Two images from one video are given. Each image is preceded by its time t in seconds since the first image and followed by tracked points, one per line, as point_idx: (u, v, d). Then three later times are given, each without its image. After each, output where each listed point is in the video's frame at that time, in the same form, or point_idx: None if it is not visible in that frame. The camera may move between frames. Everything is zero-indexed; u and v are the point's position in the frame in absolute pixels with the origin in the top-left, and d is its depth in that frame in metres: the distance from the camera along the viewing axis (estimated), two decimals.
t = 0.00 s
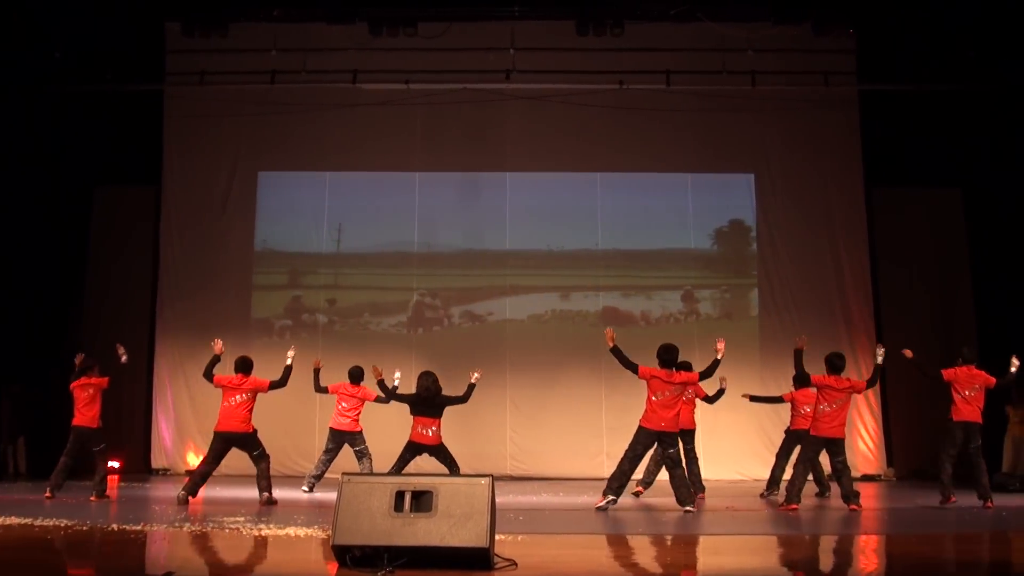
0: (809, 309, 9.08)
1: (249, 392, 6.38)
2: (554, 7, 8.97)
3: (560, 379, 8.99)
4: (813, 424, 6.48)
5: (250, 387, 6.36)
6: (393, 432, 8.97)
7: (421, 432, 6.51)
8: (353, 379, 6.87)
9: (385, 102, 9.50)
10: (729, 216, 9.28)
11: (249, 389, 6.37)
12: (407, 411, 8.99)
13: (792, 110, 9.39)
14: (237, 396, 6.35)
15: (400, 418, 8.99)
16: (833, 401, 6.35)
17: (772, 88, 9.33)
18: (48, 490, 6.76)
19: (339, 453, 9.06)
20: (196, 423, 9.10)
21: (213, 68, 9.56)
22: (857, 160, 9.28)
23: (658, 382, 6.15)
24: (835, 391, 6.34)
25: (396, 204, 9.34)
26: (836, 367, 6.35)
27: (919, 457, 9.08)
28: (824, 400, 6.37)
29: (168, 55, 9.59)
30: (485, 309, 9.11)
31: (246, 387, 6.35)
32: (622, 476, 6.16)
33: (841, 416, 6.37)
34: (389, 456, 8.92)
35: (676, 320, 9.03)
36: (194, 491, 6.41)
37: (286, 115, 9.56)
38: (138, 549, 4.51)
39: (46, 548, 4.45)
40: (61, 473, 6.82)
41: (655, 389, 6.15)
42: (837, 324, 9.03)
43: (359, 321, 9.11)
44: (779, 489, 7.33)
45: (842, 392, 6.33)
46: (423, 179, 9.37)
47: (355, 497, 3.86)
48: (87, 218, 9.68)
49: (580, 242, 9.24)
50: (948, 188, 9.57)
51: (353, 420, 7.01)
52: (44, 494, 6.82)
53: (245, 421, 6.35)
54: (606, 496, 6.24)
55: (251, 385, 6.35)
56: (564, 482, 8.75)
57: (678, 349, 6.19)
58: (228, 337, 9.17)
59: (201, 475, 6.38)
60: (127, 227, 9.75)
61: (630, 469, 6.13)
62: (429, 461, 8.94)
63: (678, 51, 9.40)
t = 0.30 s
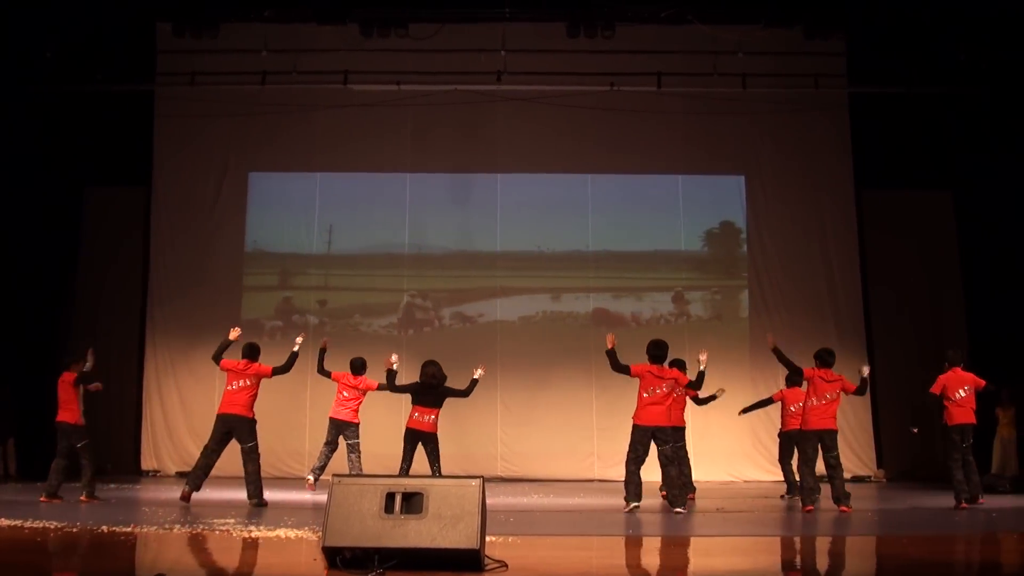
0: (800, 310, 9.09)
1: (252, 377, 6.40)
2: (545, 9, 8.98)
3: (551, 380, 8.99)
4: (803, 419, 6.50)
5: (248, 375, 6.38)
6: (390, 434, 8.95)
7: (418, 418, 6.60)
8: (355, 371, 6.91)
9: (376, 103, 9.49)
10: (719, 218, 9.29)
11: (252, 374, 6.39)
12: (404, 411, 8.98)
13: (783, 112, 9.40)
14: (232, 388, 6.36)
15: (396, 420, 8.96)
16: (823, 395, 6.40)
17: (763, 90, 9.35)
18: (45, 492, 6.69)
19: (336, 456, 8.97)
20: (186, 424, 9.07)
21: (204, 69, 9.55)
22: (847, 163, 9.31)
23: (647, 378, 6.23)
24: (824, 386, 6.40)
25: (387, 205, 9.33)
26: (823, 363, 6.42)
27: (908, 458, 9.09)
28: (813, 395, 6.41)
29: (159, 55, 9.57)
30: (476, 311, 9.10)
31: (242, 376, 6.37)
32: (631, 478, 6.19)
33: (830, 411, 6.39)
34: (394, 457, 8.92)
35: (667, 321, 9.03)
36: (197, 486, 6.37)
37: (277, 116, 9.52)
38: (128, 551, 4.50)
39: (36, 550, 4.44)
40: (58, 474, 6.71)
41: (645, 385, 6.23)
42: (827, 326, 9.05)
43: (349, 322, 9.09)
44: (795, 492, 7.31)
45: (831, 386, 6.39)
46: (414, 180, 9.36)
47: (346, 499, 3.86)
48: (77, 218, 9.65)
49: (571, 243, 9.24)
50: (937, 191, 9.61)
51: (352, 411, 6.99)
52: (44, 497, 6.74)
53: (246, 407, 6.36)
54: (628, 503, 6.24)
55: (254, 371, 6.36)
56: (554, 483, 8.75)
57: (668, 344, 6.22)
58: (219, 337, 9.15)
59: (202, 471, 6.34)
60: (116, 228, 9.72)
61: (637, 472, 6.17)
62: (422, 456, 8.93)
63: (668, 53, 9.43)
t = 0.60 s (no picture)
0: (792, 309, 9.10)
1: (232, 380, 6.45)
2: (538, 8, 8.96)
3: (542, 379, 8.99)
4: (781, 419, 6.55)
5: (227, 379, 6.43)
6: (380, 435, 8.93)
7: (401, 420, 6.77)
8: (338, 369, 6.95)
9: (369, 102, 9.47)
10: (712, 217, 9.31)
11: (231, 377, 6.44)
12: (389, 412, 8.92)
13: (776, 112, 9.41)
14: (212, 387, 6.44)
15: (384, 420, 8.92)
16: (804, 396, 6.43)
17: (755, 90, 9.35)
18: (38, 491, 6.67)
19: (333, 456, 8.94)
20: (180, 423, 9.06)
21: (197, 67, 9.50)
22: (839, 162, 9.32)
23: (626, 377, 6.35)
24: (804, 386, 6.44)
25: (380, 204, 9.32)
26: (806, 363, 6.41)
27: (900, 458, 9.12)
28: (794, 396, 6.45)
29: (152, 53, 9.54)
30: (469, 309, 9.10)
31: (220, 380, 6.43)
32: (630, 481, 6.24)
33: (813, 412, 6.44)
34: (387, 456, 8.91)
35: (659, 320, 9.06)
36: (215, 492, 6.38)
37: (270, 115, 9.51)
38: (121, 549, 4.51)
39: (28, 548, 4.44)
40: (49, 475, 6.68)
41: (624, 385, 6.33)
42: (819, 326, 9.06)
43: (342, 320, 9.09)
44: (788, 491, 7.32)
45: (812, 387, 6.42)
46: (407, 179, 9.35)
47: (338, 499, 3.86)
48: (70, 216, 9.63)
49: (564, 242, 9.25)
50: (930, 191, 9.60)
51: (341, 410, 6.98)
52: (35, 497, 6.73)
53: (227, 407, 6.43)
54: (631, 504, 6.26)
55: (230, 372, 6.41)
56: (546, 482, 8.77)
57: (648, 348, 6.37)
58: (211, 336, 9.13)
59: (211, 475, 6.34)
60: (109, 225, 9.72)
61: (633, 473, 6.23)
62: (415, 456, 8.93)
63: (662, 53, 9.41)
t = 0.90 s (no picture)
0: (784, 308, 9.12)
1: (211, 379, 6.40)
2: (531, 7, 8.93)
3: (534, 377, 9.00)
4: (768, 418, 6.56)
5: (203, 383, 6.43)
6: (371, 434, 8.92)
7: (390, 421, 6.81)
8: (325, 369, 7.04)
9: (361, 100, 9.45)
10: (704, 216, 9.32)
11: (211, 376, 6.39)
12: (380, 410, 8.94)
13: (767, 112, 9.43)
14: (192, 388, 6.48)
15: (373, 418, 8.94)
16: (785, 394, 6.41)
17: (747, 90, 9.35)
18: (28, 490, 6.65)
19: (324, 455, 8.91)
20: (171, 421, 9.04)
21: (189, 64, 9.46)
22: (831, 162, 9.34)
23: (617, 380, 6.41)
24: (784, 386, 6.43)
25: (372, 202, 9.30)
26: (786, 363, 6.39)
27: (891, 457, 9.15)
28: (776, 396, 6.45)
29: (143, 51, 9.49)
30: (461, 308, 9.09)
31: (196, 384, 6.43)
32: (617, 481, 6.28)
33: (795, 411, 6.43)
34: (377, 455, 8.90)
35: (651, 319, 9.07)
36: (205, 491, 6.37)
37: (262, 113, 9.49)
38: (112, 549, 4.49)
39: (19, 548, 4.42)
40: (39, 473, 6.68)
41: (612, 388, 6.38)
42: (811, 325, 9.08)
43: (334, 319, 9.08)
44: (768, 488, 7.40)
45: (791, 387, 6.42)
46: (399, 178, 9.34)
47: (329, 497, 3.84)
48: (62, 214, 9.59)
49: (556, 241, 9.25)
50: (922, 191, 9.63)
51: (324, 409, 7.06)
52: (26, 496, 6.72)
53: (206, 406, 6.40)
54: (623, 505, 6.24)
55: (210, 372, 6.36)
56: (538, 481, 8.77)
57: (641, 351, 6.33)
58: (202, 334, 9.10)
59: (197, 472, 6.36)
60: (101, 223, 9.71)
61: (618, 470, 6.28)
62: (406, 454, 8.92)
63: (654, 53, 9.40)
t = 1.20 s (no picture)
0: (778, 308, 9.13)
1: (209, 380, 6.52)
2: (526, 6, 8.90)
3: (528, 376, 9.00)
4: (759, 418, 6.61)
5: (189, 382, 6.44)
6: (364, 433, 8.90)
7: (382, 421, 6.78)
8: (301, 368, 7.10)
9: (355, 99, 9.44)
10: (698, 216, 9.32)
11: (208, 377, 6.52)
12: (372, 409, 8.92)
13: (761, 112, 9.44)
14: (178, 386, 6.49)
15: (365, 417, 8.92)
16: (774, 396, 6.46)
17: (742, 90, 9.34)
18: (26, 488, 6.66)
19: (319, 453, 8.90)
20: (165, 421, 9.02)
21: (183, 63, 9.42)
22: (826, 162, 9.35)
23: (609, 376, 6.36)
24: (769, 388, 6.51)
25: (366, 201, 9.30)
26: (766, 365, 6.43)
27: (884, 457, 9.16)
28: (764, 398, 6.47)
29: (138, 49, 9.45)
30: (456, 307, 9.09)
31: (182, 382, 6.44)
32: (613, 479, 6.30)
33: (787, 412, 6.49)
34: (369, 453, 8.88)
35: (645, 318, 9.07)
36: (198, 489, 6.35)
37: (256, 112, 9.47)
38: (106, 549, 4.47)
39: (12, 547, 4.39)
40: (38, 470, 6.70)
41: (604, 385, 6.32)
42: (804, 324, 9.10)
43: (329, 318, 9.07)
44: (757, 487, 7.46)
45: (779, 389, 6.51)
46: (393, 177, 9.33)
47: (323, 498, 3.86)
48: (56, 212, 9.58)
49: (550, 240, 9.25)
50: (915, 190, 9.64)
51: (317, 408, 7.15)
52: (25, 493, 6.74)
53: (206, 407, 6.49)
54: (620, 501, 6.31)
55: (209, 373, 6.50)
56: (532, 480, 8.77)
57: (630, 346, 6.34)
58: (196, 334, 9.07)
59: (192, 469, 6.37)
60: (94, 222, 9.69)
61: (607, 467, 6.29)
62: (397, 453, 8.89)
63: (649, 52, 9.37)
